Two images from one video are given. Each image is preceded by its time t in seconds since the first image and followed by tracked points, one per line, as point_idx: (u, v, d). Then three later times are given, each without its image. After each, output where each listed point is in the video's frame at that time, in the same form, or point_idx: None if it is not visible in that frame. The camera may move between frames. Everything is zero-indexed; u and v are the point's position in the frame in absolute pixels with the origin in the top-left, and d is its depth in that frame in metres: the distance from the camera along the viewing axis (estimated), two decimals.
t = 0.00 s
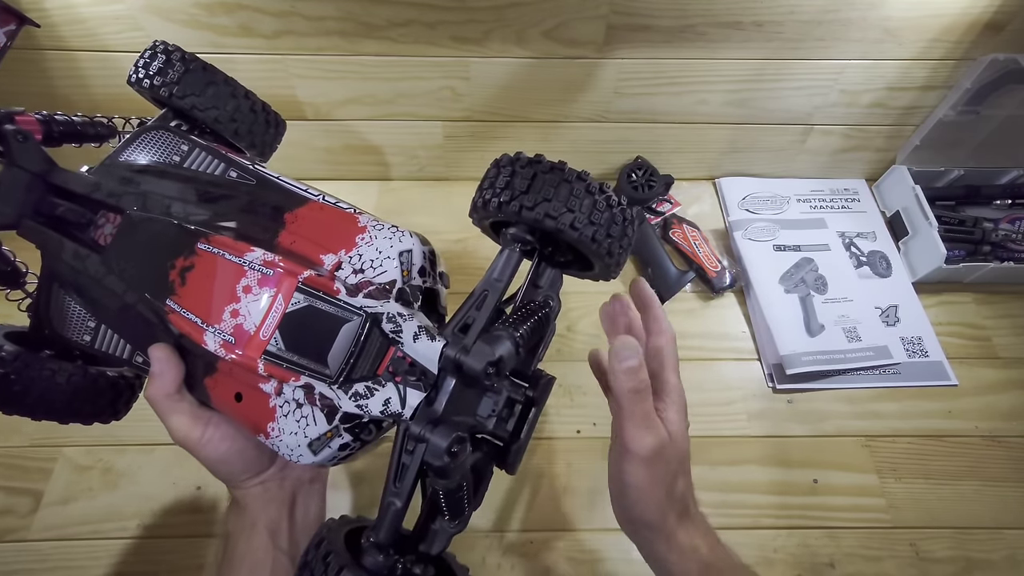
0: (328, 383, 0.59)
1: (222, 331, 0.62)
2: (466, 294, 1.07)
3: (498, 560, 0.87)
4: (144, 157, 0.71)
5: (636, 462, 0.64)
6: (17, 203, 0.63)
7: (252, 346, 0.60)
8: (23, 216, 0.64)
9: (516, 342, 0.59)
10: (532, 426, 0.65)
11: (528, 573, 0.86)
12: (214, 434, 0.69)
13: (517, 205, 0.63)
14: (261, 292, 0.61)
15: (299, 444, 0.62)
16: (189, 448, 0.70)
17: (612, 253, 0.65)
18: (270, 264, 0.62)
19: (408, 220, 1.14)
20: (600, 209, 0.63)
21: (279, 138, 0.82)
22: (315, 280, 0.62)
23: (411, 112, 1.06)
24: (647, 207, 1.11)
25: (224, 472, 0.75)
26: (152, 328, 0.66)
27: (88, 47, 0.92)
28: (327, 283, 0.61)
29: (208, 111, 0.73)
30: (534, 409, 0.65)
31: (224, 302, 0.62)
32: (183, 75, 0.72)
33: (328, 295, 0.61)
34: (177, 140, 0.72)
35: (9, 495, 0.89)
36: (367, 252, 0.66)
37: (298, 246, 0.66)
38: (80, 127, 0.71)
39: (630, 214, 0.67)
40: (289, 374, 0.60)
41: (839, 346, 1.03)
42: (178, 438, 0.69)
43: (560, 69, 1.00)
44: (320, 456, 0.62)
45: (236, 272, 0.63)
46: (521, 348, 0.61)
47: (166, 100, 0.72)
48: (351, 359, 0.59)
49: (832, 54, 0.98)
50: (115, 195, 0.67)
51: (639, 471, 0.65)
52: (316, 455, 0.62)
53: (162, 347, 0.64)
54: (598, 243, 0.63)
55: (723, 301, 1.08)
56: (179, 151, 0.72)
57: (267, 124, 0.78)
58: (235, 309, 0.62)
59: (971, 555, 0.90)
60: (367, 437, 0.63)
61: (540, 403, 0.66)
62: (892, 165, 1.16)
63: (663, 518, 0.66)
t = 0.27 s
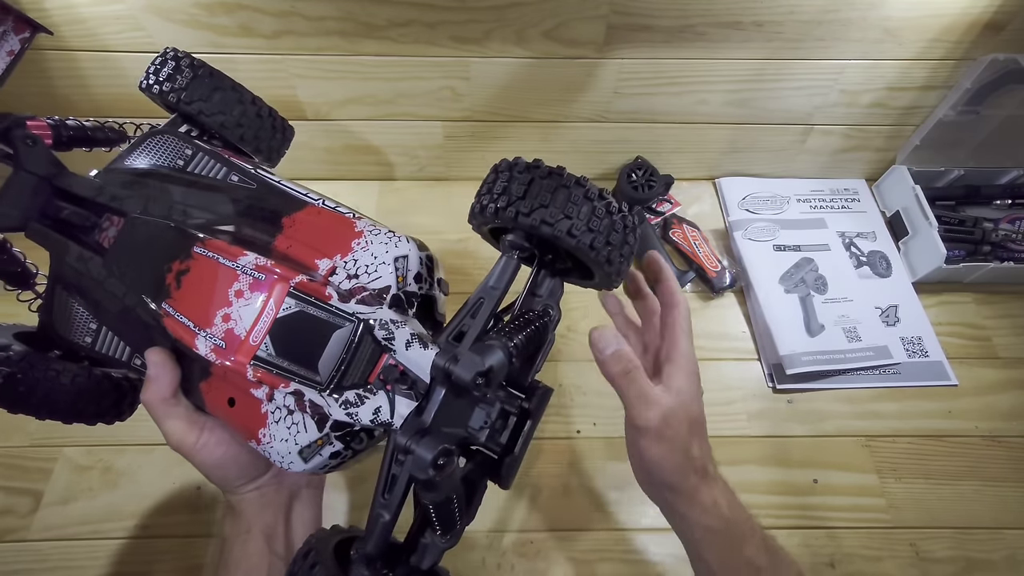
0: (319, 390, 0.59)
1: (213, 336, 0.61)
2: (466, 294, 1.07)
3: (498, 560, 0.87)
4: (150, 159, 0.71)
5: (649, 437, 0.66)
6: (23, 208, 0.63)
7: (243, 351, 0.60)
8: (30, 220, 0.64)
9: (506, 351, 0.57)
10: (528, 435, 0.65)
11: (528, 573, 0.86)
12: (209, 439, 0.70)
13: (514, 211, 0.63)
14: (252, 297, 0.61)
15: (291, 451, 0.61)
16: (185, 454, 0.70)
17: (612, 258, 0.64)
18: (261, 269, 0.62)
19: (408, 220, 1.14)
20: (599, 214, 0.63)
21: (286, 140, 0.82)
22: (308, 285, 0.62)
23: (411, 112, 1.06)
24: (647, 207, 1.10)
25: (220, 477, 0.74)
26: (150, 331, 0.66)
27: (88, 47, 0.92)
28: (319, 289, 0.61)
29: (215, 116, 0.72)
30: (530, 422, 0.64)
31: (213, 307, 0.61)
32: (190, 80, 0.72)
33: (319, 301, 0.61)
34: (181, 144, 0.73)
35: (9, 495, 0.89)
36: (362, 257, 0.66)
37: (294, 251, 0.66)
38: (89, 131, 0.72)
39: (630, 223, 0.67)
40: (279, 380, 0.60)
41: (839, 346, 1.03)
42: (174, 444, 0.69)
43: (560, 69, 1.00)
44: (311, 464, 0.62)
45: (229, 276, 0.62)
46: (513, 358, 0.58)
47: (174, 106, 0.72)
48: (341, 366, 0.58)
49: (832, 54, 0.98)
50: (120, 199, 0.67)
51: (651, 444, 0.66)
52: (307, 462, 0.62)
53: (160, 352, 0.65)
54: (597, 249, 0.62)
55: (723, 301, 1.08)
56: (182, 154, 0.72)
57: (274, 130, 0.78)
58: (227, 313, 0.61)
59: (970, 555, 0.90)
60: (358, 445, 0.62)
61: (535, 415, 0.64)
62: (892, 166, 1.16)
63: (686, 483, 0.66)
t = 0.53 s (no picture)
0: (275, 403, 0.58)
1: (181, 329, 0.61)
2: (466, 294, 1.07)
3: (498, 560, 0.87)
4: (194, 149, 0.73)
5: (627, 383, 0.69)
6: (80, 186, 0.67)
7: (204, 347, 0.59)
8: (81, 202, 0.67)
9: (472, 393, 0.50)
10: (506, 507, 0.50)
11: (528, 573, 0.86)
12: (194, 443, 0.66)
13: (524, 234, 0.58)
14: (222, 292, 0.60)
15: (244, 465, 0.59)
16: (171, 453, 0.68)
17: (641, 291, 0.58)
18: (233, 262, 0.62)
19: (408, 220, 1.14)
20: (622, 238, 0.57)
21: (337, 152, 0.82)
22: (281, 287, 0.61)
23: (411, 112, 1.06)
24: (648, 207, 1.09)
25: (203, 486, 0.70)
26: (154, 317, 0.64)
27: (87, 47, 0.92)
28: (290, 291, 0.60)
29: (263, 117, 0.74)
30: (507, 480, 0.50)
31: (182, 303, 0.62)
32: (247, 81, 0.74)
33: (291, 306, 0.59)
34: (215, 136, 0.74)
35: (8, 495, 0.89)
36: (352, 263, 0.65)
37: (285, 250, 0.67)
38: (150, 123, 0.77)
39: (662, 254, 0.60)
40: (235, 385, 0.59)
41: (839, 346, 1.03)
42: (162, 444, 0.67)
43: (560, 69, 1.00)
44: (266, 483, 0.59)
45: (209, 270, 0.62)
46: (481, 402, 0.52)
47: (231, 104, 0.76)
48: (303, 381, 0.57)
49: (832, 54, 0.98)
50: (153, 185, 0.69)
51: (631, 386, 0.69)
52: (261, 481, 0.59)
53: (151, 348, 0.64)
54: (619, 278, 0.56)
55: (723, 301, 1.08)
56: (219, 147, 0.73)
57: (323, 136, 0.78)
58: (196, 306, 0.61)
59: (970, 555, 0.90)
60: (319, 472, 0.58)
61: (515, 473, 0.51)
62: (892, 166, 1.16)
63: (670, 418, 0.70)
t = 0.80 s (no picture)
0: (283, 399, 0.57)
1: (193, 323, 0.61)
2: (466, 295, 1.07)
3: (498, 560, 0.87)
4: (213, 151, 0.73)
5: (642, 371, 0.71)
6: (96, 183, 0.65)
7: (215, 341, 0.59)
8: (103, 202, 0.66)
9: (481, 392, 0.48)
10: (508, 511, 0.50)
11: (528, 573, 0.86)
12: (199, 442, 0.68)
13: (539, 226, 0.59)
14: (235, 288, 0.60)
15: (247, 463, 0.58)
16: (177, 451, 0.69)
17: (655, 261, 0.60)
18: (248, 258, 0.61)
19: (408, 220, 1.13)
20: (631, 213, 0.60)
21: (347, 164, 0.84)
22: (293, 283, 0.60)
23: (411, 112, 1.06)
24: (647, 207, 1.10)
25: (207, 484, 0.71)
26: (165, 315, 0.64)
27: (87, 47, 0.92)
28: (303, 290, 0.59)
29: (280, 121, 0.77)
30: (510, 483, 0.50)
31: (194, 299, 0.62)
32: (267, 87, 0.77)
33: (303, 303, 0.59)
34: (233, 139, 0.74)
35: (9, 495, 0.89)
36: (363, 263, 0.65)
37: (297, 249, 0.66)
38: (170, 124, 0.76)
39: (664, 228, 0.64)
40: (242, 381, 0.59)
41: (839, 346, 1.03)
42: (166, 440, 0.68)
43: (560, 69, 1.00)
44: (267, 482, 0.58)
45: (222, 266, 0.62)
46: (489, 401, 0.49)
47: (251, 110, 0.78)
48: (311, 377, 0.56)
49: (832, 54, 0.99)
50: (171, 184, 0.68)
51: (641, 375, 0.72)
52: (263, 479, 0.58)
53: (160, 347, 0.64)
54: (637, 250, 0.58)
55: (723, 301, 1.08)
56: (236, 149, 0.73)
57: (338, 143, 0.80)
58: (209, 302, 0.61)
59: (971, 555, 0.90)
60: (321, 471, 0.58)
61: (518, 478, 0.50)
62: (892, 166, 1.16)
63: (680, 405, 0.73)
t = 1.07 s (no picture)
0: (272, 371, 0.60)
1: (200, 293, 0.67)
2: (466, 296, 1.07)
3: (499, 560, 0.87)
4: (253, 160, 0.77)
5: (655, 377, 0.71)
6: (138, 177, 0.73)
7: (217, 309, 0.65)
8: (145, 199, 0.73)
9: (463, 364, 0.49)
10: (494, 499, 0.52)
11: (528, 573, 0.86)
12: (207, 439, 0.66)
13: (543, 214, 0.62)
14: (245, 260, 0.67)
15: (230, 437, 0.60)
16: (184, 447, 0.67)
17: (657, 253, 0.62)
18: (261, 236, 0.68)
19: (408, 220, 1.13)
20: (636, 205, 0.62)
21: (374, 187, 0.88)
22: (297, 260, 0.67)
23: (411, 112, 1.06)
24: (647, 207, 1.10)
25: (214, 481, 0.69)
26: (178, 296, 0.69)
27: (87, 47, 0.92)
28: (306, 265, 0.66)
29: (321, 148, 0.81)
30: (490, 475, 0.52)
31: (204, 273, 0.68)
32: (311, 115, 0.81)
33: (305, 279, 0.65)
34: (271, 148, 0.78)
35: (8, 495, 0.89)
36: (367, 251, 0.68)
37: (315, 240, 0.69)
38: (219, 139, 0.83)
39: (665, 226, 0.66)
40: (235, 347, 0.63)
41: (839, 346, 1.03)
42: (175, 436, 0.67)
43: (561, 70, 1.00)
44: (246, 459, 0.59)
45: (235, 243, 0.68)
46: (471, 377, 0.50)
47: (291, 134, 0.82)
48: (303, 348, 0.61)
49: (832, 54, 0.99)
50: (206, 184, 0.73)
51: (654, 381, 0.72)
52: (242, 456, 0.59)
53: (166, 344, 0.67)
54: (639, 240, 0.61)
55: (723, 301, 1.08)
56: (279, 159, 0.77)
57: (371, 172, 0.85)
58: (218, 272, 0.67)
59: (971, 555, 0.90)
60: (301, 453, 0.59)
61: (500, 468, 0.52)
62: (892, 166, 1.16)
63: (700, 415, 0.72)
